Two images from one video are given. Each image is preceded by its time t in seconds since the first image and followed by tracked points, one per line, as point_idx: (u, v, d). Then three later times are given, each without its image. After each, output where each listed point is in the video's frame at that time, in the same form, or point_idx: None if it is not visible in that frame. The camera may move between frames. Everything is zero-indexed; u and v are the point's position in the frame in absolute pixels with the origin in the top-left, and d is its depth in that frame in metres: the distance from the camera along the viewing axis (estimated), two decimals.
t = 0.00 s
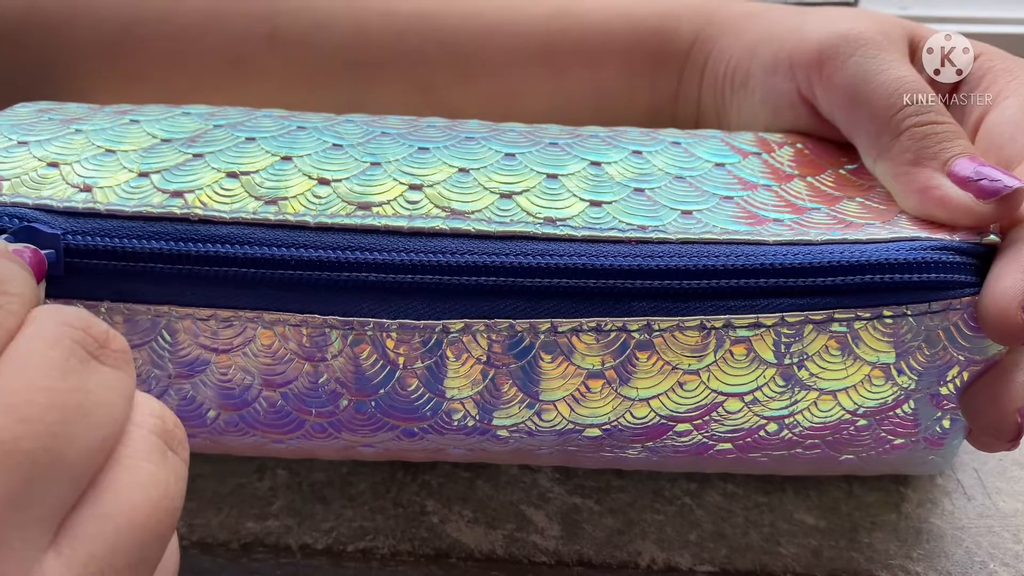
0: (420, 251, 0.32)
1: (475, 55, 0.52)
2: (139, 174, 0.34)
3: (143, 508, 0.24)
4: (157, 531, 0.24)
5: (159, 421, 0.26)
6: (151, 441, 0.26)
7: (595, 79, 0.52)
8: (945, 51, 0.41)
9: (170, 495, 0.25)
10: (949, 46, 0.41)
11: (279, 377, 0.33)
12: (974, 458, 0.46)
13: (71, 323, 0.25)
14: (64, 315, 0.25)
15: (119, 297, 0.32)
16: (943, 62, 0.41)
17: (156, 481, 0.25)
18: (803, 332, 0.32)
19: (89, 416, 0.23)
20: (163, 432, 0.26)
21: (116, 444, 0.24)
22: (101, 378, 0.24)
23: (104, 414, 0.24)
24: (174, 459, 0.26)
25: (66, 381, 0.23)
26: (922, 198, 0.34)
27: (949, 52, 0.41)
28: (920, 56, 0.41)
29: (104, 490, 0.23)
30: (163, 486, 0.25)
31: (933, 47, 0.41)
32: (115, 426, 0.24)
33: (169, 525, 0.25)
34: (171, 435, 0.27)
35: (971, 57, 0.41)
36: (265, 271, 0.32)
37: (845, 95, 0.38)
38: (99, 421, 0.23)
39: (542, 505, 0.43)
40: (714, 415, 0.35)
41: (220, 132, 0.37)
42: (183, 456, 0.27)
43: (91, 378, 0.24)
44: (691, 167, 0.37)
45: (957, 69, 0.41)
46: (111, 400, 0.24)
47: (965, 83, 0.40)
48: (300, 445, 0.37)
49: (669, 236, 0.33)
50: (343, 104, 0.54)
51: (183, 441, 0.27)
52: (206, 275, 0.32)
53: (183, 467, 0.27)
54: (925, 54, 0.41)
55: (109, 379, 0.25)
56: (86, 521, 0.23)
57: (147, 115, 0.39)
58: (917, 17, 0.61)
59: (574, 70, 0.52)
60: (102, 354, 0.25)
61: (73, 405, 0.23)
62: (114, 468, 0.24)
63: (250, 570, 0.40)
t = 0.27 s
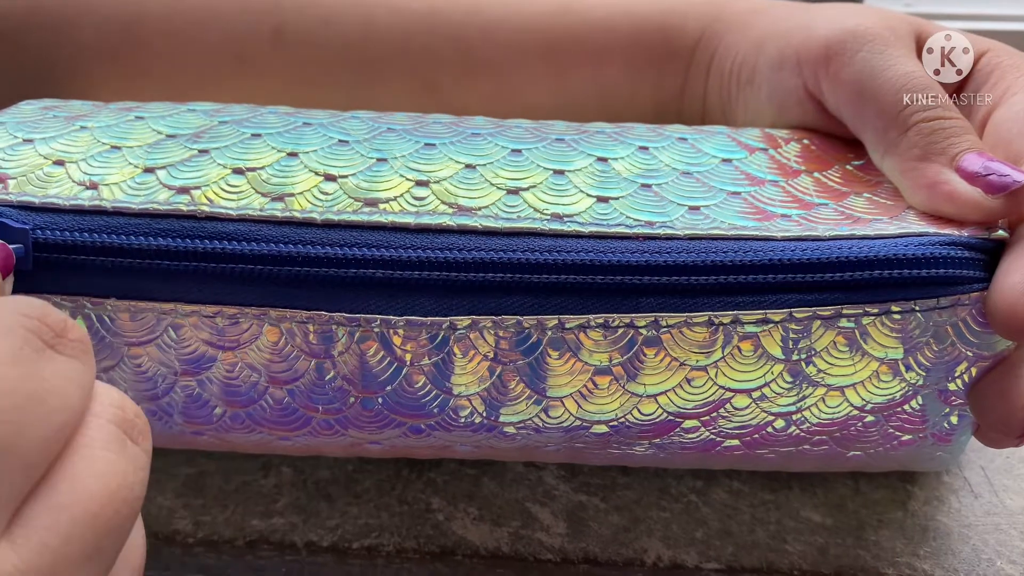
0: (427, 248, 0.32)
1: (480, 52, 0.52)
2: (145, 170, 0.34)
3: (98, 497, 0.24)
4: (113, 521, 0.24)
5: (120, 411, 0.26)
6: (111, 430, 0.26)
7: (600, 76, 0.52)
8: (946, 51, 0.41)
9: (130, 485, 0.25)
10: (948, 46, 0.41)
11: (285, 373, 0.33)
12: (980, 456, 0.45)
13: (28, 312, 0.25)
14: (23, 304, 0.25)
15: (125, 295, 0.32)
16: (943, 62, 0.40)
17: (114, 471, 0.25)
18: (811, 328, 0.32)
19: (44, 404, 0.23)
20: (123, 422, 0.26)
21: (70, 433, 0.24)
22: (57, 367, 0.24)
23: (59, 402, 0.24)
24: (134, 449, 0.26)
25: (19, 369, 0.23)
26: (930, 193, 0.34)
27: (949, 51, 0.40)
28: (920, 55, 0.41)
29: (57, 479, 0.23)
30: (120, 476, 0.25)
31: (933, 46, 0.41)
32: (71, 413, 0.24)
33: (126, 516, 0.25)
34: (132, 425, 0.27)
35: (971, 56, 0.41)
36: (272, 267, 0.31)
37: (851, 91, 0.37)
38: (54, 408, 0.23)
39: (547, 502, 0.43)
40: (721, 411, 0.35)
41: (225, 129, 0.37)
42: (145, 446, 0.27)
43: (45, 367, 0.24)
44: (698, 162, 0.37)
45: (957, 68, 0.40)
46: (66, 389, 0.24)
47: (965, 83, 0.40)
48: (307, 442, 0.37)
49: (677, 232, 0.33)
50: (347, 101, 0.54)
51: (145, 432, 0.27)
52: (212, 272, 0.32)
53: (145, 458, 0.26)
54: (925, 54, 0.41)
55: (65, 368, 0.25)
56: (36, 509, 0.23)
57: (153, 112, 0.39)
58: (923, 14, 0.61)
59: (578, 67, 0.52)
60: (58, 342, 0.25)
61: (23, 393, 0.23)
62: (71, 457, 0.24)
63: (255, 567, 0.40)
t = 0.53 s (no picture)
0: (424, 249, 0.32)
1: (478, 50, 0.52)
2: (141, 170, 0.34)
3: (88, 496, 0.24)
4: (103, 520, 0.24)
5: (106, 410, 0.26)
6: (98, 428, 0.26)
7: (599, 74, 0.52)
8: (946, 51, 0.40)
9: (117, 483, 0.25)
10: (949, 46, 0.41)
11: (283, 375, 0.33)
12: (979, 455, 0.45)
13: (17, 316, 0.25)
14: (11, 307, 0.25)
15: (122, 297, 0.32)
16: (943, 62, 0.40)
17: (103, 470, 0.25)
18: (809, 328, 0.32)
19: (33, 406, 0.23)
20: (109, 421, 0.26)
21: (59, 434, 0.24)
22: (46, 369, 0.25)
23: (48, 403, 0.24)
24: (120, 448, 0.26)
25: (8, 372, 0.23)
26: (928, 192, 0.34)
27: (949, 51, 0.40)
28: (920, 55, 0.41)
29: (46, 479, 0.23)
30: (109, 475, 0.25)
31: (933, 46, 0.41)
32: (59, 415, 0.24)
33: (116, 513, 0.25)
34: (118, 423, 0.27)
35: (971, 56, 0.40)
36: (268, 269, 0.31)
37: (850, 89, 0.37)
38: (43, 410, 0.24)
39: (545, 502, 0.43)
40: (720, 412, 0.35)
41: (222, 128, 0.37)
42: (131, 444, 0.27)
43: (34, 369, 0.24)
44: (697, 162, 0.37)
45: (957, 69, 0.40)
46: (56, 392, 0.24)
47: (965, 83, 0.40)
48: (305, 443, 0.37)
49: (675, 232, 0.33)
50: (345, 99, 0.54)
51: (131, 430, 0.27)
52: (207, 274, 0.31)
53: (131, 455, 0.26)
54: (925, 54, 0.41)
55: (53, 369, 0.25)
56: (28, 512, 0.23)
57: (149, 112, 0.39)
58: (923, 12, 0.60)
59: (577, 64, 0.52)
60: (46, 344, 0.25)
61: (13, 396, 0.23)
62: (59, 459, 0.24)
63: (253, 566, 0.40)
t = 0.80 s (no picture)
0: (426, 248, 0.32)
1: (479, 47, 0.52)
2: (142, 167, 0.34)
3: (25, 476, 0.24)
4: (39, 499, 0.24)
5: (41, 392, 0.26)
6: (30, 410, 0.26)
7: (600, 71, 0.52)
8: (946, 51, 0.40)
9: (53, 462, 0.25)
10: (949, 46, 0.41)
11: (285, 374, 0.33)
12: (980, 453, 0.45)
13: None
14: None
15: (124, 296, 0.32)
16: (943, 61, 0.40)
17: (38, 449, 0.25)
18: (811, 325, 0.32)
19: None
20: (43, 402, 0.26)
21: None
22: None
23: None
24: (56, 429, 0.26)
25: None
26: (930, 189, 0.34)
27: (949, 51, 0.40)
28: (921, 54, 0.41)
29: None
30: (44, 456, 0.25)
31: (933, 46, 0.41)
32: None
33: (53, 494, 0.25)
34: (52, 406, 0.27)
35: (971, 56, 0.40)
36: (269, 267, 0.31)
37: (851, 86, 0.37)
38: None
39: (545, 500, 0.43)
40: (722, 409, 0.35)
41: (222, 126, 0.37)
42: (68, 426, 0.27)
43: None
44: (699, 159, 0.37)
45: (956, 69, 0.40)
46: None
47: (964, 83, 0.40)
48: (307, 442, 0.37)
49: (677, 230, 0.33)
50: (346, 97, 0.54)
51: (67, 414, 0.27)
52: (210, 273, 0.31)
53: (68, 437, 0.27)
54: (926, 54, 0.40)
55: None
56: None
57: (149, 110, 0.39)
58: (925, 9, 0.60)
59: (578, 62, 0.52)
60: None
61: None
62: None
63: (254, 564, 0.40)
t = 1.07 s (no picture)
0: (427, 252, 0.32)
1: (479, 46, 0.52)
2: (141, 170, 0.34)
3: None
4: None
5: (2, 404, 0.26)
6: None
7: (601, 70, 0.52)
8: (945, 51, 0.40)
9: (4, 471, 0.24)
10: (948, 46, 0.40)
11: (285, 377, 0.33)
12: (982, 454, 0.45)
13: None
14: None
15: (123, 300, 0.32)
16: (943, 62, 0.40)
17: None
18: (815, 328, 0.32)
19: None
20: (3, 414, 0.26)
21: None
22: None
23: None
24: (14, 441, 0.26)
25: None
26: (934, 191, 0.33)
27: (949, 52, 0.40)
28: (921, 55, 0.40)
29: None
30: None
31: (933, 47, 0.40)
32: None
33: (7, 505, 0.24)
34: (12, 417, 0.26)
35: (970, 56, 0.40)
36: (270, 271, 0.31)
37: (855, 87, 0.37)
38: None
39: (547, 500, 0.43)
40: (724, 411, 0.35)
41: (221, 127, 0.37)
42: (29, 438, 0.26)
43: None
44: (701, 160, 0.37)
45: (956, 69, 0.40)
46: None
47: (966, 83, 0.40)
48: (308, 445, 0.36)
49: (679, 233, 0.33)
50: (346, 96, 0.53)
51: (30, 426, 0.27)
52: (210, 277, 0.31)
53: (27, 449, 0.26)
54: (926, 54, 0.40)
55: None
56: None
57: (148, 110, 0.39)
58: (928, 7, 0.60)
59: (579, 61, 0.52)
60: None
61: None
62: None
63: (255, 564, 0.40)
